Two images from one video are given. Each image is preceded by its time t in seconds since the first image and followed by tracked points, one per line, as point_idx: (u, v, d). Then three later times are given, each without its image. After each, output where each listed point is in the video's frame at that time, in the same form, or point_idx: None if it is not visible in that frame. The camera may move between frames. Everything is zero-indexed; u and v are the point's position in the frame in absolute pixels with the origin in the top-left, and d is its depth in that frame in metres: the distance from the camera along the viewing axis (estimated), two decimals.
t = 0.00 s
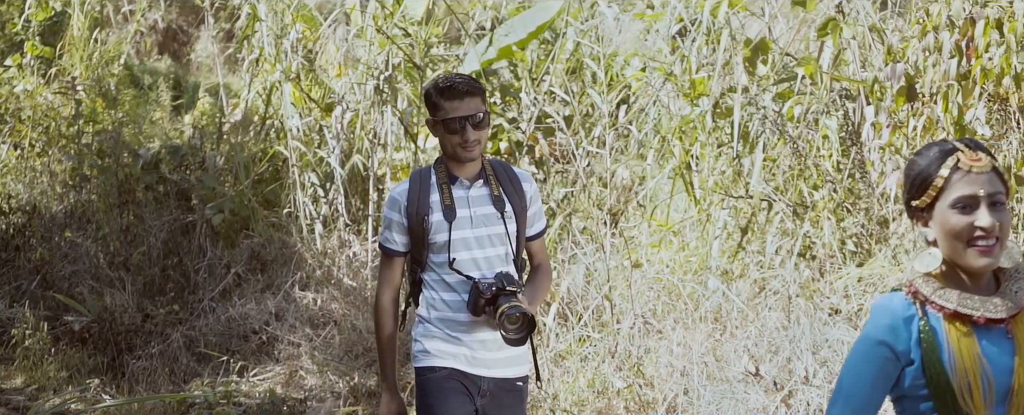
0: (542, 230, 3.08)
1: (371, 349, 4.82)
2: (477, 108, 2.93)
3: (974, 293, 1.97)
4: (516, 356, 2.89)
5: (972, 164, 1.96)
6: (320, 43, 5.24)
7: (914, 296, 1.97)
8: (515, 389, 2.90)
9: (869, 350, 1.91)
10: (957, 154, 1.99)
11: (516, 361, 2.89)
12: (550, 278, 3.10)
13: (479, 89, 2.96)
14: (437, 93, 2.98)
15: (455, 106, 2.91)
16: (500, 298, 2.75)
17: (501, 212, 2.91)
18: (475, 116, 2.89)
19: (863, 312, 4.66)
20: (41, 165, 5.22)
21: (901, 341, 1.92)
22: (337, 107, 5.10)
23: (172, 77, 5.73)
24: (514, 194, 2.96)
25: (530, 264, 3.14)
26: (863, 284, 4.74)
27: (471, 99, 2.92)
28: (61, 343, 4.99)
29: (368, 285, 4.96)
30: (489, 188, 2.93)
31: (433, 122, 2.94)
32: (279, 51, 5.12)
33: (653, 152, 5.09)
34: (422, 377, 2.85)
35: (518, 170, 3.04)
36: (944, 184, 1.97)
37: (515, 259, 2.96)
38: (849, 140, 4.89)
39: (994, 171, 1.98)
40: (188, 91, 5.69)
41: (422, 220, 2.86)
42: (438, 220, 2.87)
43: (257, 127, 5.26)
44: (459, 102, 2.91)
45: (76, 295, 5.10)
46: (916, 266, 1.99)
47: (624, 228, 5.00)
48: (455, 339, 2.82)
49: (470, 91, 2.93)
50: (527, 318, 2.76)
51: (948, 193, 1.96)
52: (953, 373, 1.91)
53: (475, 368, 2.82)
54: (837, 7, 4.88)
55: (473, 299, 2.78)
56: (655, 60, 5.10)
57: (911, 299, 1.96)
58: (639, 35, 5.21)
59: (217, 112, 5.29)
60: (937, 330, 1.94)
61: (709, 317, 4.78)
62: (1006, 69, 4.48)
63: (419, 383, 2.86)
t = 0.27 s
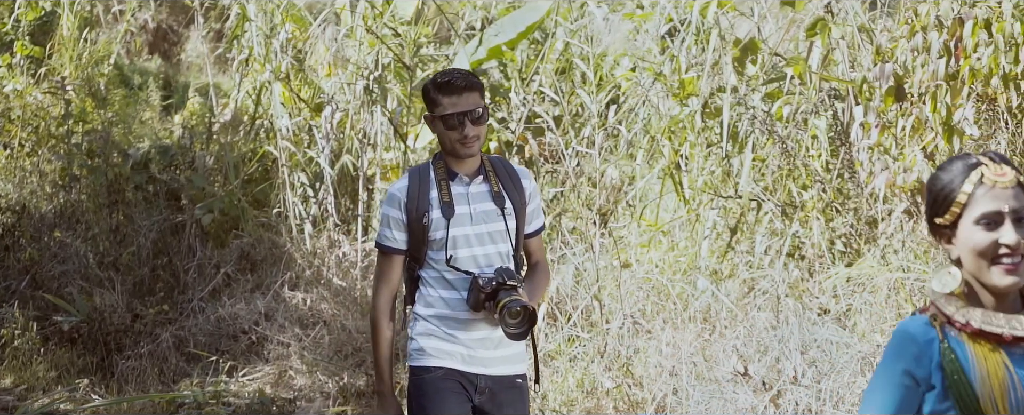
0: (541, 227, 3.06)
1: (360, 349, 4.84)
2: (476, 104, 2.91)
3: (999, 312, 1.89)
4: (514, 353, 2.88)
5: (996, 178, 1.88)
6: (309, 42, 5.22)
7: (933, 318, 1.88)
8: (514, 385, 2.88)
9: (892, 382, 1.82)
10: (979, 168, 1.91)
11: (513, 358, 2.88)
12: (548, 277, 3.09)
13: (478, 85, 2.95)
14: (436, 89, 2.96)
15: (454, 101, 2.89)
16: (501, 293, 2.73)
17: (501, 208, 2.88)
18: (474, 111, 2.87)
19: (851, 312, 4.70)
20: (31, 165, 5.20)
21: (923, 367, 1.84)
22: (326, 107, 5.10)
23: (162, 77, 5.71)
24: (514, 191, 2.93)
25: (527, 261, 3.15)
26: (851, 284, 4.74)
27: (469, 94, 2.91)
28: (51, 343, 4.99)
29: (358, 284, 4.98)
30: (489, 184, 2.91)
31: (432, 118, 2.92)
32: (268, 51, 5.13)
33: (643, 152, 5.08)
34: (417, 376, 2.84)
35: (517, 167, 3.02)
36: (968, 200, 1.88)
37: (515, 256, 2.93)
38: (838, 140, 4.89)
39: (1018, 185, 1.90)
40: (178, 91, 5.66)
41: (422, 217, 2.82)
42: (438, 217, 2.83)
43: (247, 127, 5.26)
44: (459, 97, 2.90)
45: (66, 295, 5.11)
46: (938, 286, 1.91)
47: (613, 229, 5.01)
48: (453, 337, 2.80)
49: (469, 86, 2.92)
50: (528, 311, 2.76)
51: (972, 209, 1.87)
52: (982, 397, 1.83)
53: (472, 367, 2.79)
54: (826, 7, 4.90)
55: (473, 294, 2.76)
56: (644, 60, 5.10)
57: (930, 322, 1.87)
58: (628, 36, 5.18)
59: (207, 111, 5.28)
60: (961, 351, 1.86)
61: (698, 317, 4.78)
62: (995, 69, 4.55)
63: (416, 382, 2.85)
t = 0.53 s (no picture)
0: (538, 224, 2.98)
1: (349, 348, 4.82)
2: (476, 96, 2.83)
3: None
4: (512, 345, 2.79)
5: None
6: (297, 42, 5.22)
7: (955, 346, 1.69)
8: (515, 373, 2.78)
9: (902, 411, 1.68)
10: (1009, 184, 1.71)
11: (511, 351, 2.79)
12: (543, 275, 3.01)
13: (479, 78, 2.86)
14: (435, 81, 2.87)
15: (454, 93, 2.81)
16: (499, 285, 2.65)
17: (499, 203, 2.79)
18: (475, 104, 2.79)
19: (839, 312, 4.71)
20: (18, 164, 5.18)
21: (941, 397, 1.68)
22: (314, 107, 5.11)
23: (150, 77, 5.70)
24: (512, 186, 2.83)
25: (524, 257, 3.06)
26: (839, 284, 4.77)
27: (470, 87, 2.83)
28: (38, 343, 4.98)
29: (346, 283, 4.98)
30: (488, 178, 2.81)
31: (431, 110, 2.84)
32: (256, 50, 5.13)
33: (630, 152, 5.08)
34: (412, 377, 2.73)
35: (516, 161, 2.93)
36: (991, 217, 1.69)
37: (512, 251, 2.84)
38: (826, 140, 4.88)
39: None
40: (167, 90, 5.61)
41: (420, 210, 2.72)
42: (435, 210, 2.73)
43: (234, 126, 5.26)
44: (459, 90, 2.81)
45: (53, 294, 5.09)
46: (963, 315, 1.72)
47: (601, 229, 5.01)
48: (447, 335, 2.70)
49: (470, 78, 2.84)
50: (527, 304, 2.69)
51: (996, 227, 1.68)
52: None
53: (468, 363, 2.71)
54: (813, 7, 4.91)
55: (470, 287, 2.69)
56: (632, 60, 5.10)
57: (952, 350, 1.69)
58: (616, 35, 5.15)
59: (195, 111, 5.28)
60: (984, 383, 1.68)
61: (685, 316, 4.79)
62: (982, 70, 4.54)
63: (412, 383, 2.74)
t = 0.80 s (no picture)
0: (536, 224, 2.97)
1: (337, 348, 4.81)
2: (478, 92, 2.79)
3: None
4: (509, 343, 2.78)
5: None
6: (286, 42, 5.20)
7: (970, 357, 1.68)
8: (514, 368, 2.78)
9: None
10: None
11: (508, 346, 2.78)
12: (540, 276, 3.00)
13: (480, 73, 2.83)
14: (436, 76, 2.83)
15: (455, 89, 2.78)
16: (497, 285, 2.64)
17: (498, 202, 2.77)
18: (478, 99, 2.76)
19: (827, 312, 4.72)
20: (6, 164, 5.15)
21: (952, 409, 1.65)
22: (303, 107, 5.10)
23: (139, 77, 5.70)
24: (512, 186, 2.82)
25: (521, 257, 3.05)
26: (827, 284, 4.78)
27: (472, 82, 2.79)
28: (26, 343, 4.96)
29: (334, 283, 4.96)
30: (487, 177, 2.79)
31: (432, 105, 2.81)
32: (244, 50, 5.13)
33: (619, 151, 5.07)
34: (410, 381, 2.72)
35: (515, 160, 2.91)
36: (1011, 223, 1.68)
37: (509, 251, 2.83)
38: (815, 140, 4.89)
39: None
40: (155, 90, 5.58)
41: (419, 207, 2.67)
42: (434, 208, 2.69)
43: (223, 126, 5.27)
44: (460, 85, 2.78)
45: (41, 294, 5.06)
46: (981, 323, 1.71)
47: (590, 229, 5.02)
48: (443, 336, 2.69)
49: (471, 73, 2.81)
50: (524, 304, 2.68)
51: (1015, 233, 1.67)
52: None
53: (465, 364, 2.70)
54: (801, 7, 4.92)
55: (467, 286, 2.67)
56: (621, 60, 5.10)
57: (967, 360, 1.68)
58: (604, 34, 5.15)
59: (184, 111, 5.28)
60: (996, 395, 1.67)
61: (674, 316, 4.78)
62: (970, 70, 4.48)
63: (410, 386, 2.73)
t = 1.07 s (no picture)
0: (535, 229, 2.84)
1: (327, 347, 4.81)
2: (479, 91, 2.69)
3: None
4: (507, 347, 2.68)
5: None
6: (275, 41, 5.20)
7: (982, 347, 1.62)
8: (512, 368, 2.67)
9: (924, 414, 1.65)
10: None
11: (506, 347, 2.68)
12: (538, 282, 2.86)
13: (482, 72, 2.73)
14: (437, 73, 2.74)
15: (457, 87, 2.68)
16: (495, 290, 2.53)
17: (496, 204, 2.66)
18: (479, 99, 2.66)
19: (816, 311, 4.68)
20: None
21: (959, 398, 1.63)
22: (293, 106, 5.11)
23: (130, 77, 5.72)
24: (512, 187, 2.71)
25: (518, 262, 2.91)
26: (817, 283, 4.75)
27: (474, 80, 2.69)
28: (16, 342, 4.97)
29: (323, 283, 4.95)
30: (487, 178, 2.68)
31: (432, 104, 2.71)
32: (234, 49, 5.13)
33: (609, 151, 5.10)
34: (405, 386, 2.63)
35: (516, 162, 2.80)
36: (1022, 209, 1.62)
37: (509, 255, 2.72)
38: (804, 140, 4.94)
39: None
40: (145, 90, 5.64)
41: (418, 207, 2.57)
42: (433, 208, 2.59)
43: (212, 126, 5.29)
44: (461, 84, 2.68)
45: (30, 294, 5.04)
46: (995, 310, 1.62)
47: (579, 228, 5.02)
48: (439, 341, 2.59)
49: (473, 71, 2.71)
50: (523, 311, 2.55)
51: None
52: None
53: (461, 369, 2.60)
54: (791, 7, 4.93)
55: (465, 291, 2.56)
56: (611, 60, 5.11)
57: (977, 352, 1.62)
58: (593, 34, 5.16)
59: (174, 110, 5.31)
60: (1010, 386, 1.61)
61: (664, 316, 4.76)
62: (958, 69, 4.44)
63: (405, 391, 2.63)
